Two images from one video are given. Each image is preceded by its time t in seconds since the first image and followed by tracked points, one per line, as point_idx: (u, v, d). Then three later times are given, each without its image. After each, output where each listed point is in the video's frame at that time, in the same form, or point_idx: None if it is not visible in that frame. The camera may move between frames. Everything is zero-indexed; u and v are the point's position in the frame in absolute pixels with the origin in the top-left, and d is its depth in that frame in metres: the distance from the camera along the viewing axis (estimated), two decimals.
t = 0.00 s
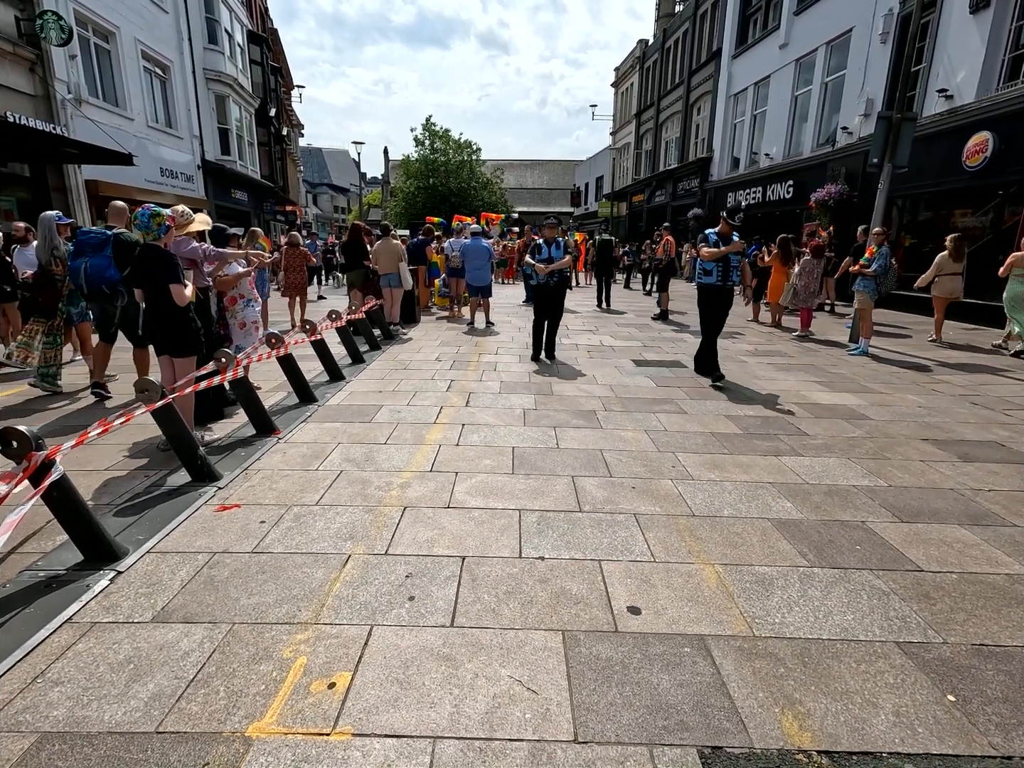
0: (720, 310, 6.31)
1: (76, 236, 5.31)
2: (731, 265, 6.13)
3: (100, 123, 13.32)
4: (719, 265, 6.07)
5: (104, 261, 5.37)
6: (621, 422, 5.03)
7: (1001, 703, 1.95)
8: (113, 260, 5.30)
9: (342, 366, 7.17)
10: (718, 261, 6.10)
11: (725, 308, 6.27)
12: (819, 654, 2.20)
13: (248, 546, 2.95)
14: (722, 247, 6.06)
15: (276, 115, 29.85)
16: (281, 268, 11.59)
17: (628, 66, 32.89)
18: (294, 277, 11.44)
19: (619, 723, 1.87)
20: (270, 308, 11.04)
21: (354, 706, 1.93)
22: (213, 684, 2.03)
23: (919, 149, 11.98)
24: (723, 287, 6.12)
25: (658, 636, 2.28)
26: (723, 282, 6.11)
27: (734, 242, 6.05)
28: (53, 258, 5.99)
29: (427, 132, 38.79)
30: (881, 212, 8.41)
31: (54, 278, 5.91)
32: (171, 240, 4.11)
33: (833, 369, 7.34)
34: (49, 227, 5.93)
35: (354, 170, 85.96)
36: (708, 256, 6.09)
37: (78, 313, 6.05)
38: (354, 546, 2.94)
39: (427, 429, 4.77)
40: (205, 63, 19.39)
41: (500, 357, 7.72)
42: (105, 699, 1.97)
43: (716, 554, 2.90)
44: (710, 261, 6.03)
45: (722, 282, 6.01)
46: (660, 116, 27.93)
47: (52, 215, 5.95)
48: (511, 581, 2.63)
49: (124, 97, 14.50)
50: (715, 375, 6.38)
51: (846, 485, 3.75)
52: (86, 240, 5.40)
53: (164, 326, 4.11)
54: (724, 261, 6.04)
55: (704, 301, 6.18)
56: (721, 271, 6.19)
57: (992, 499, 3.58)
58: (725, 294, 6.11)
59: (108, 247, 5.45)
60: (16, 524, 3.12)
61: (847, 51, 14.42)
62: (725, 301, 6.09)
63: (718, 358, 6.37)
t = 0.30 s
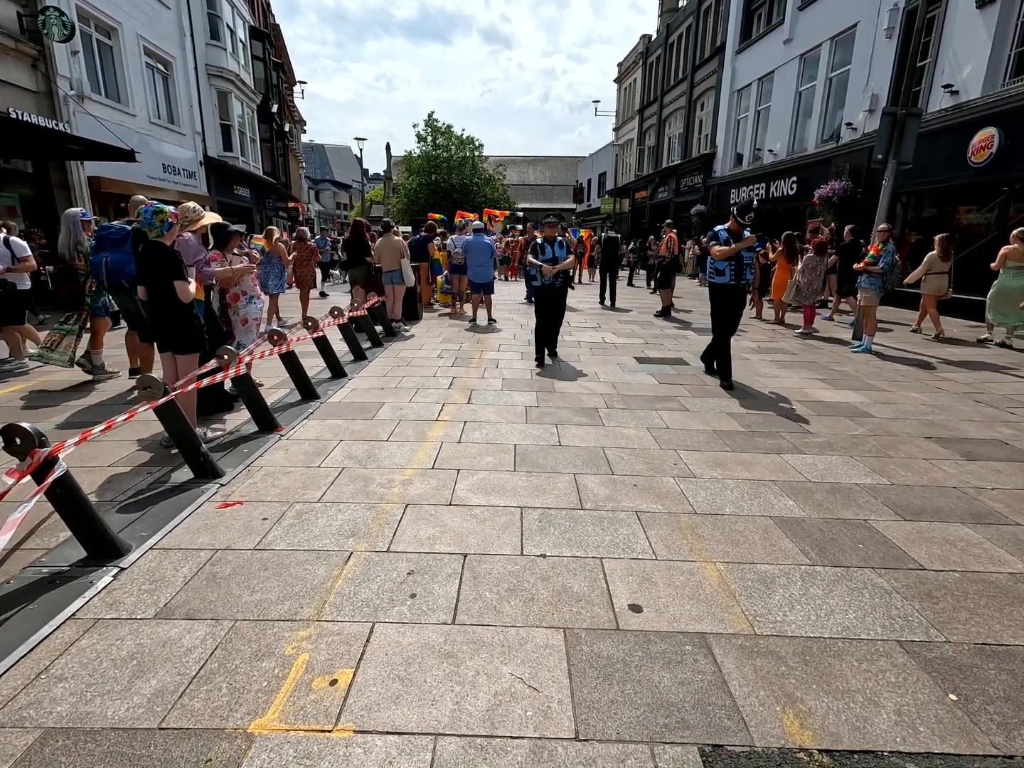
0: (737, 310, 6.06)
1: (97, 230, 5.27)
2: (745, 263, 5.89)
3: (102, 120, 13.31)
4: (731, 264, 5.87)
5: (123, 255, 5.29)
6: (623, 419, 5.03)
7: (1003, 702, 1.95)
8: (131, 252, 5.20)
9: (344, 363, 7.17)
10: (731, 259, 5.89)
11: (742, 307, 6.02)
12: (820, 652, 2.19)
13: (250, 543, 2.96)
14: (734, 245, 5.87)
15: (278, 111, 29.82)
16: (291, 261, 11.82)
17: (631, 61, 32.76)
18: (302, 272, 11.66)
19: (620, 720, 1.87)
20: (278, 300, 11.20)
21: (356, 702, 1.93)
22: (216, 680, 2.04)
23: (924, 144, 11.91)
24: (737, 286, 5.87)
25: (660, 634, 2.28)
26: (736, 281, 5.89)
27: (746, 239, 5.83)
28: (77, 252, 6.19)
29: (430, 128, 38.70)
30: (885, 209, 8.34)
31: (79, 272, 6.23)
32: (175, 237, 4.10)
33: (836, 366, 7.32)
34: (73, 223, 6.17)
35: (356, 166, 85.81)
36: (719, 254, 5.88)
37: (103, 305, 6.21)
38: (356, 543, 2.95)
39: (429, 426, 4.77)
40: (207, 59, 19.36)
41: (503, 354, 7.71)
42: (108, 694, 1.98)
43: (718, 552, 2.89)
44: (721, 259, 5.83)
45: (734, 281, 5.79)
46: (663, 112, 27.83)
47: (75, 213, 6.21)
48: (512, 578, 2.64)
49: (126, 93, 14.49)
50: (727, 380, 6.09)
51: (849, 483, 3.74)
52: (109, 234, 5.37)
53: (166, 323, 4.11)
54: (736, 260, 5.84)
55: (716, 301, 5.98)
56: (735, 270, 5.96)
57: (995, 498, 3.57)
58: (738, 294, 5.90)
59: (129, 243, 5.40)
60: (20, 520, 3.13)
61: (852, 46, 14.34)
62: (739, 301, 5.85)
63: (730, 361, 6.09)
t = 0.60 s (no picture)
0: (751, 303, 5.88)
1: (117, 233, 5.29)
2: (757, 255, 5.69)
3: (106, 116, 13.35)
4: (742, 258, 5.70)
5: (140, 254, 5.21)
6: (625, 415, 5.02)
7: (1005, 698, 1.94)
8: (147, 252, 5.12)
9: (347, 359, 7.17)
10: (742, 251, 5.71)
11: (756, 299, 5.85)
12: (821, 648, 2.19)
13: (252, 537, 2.96)
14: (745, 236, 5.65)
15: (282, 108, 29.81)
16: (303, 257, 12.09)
17: (634, 57, 32.63)
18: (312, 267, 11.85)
19: (620, 715, 1.87)
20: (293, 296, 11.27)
21: (356, 695, 1.94)
22: (217, 673, 2.05)
23: (929, 140, 11.83)
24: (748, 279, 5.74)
25: (660, 629, 2.28)
26: (748, 274, 5.74)
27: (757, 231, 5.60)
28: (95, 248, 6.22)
29: (433, 124, 38.63)
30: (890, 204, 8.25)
31: (97, 267, 6.32)
32: (177, 233, 4.10)
33: (839, 362, 7.29)
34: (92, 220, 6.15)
35: (359, 163, 85.76)
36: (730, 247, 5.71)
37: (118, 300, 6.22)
38: (357, 537, 2.96)
39: (431, 422, 4.77)
40: (210, 55, 19.34)
41: (505, 350, 7.70)
42: (111, 686, 1.99)
43: (719, 547, 2.89)
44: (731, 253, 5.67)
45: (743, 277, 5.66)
46: (667, 108, 27.73)
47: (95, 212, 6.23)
48: (513, 573, 2.63)
49: (129, 89, 14.49)
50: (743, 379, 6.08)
51: (851, 479, 3.73)
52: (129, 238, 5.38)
53: (168, 318, 4.11)
54: (747, 252, 5.65)
55: (728, 294, 5.87)
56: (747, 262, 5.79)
57: (998, 494, 3.55)
58: (750, 287, 5.74)
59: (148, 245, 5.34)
60: (24, 515, 3.14)
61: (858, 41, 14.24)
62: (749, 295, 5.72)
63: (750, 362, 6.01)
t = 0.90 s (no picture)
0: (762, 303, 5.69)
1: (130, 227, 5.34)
2: (766, 254, 5.52)
3: (108, 112, 13.34)
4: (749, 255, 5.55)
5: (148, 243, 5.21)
6: (628, 412, 5.01)
7: (1010, 694, 1.94)
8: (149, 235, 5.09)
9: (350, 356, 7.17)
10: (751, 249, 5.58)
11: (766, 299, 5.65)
12: (825, 643, 2.19)
13: (256, 533, 2.97)
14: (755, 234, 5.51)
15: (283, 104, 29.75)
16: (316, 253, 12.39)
17: (637, 53, 32.50)
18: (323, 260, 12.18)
19: (624, 710, 1.88)
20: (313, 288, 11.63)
21: (361, 690, 1.94)
22: (221, 668, 2.05)
23: (934, 135, 11.77)
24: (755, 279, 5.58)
25: (664, 624, 2.28)
26: (755, 273, 5.58)
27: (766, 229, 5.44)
28: (114, 243, 6.20)
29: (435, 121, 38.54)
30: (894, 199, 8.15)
31: (115, 262, 6.34)
32: (182, 228, 4.12)
33: (842, 359, 7.27)
34: (107, 217, 6.09)
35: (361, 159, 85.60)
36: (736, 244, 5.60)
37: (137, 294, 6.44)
38: (360, 533, 2.96)
39: (433, 418, 4.77)
40: (211, 51, 19.29)
41: (508, 347, 7.70)
42: (116, 680, 2.00)
43: (723, 543, 2.89)
44: (737, 250, 5.55)
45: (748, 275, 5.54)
46: (670, 104, 27.64)
47: (112, 207, 6.14)
48: (516, 569, 2.64)
49: (131, 85, 14.47)
50: (759, 385, 5.57)
51: (855, 475, 3.73)
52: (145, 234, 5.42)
53: (172, 313, 4.11)
54: (754, 250, 5.52)
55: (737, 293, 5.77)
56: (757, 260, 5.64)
57: (1003, 491, 3.54)
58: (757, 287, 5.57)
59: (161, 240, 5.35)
60: (29, 511, 3.15)
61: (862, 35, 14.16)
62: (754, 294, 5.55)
63: (767, 367, 5.46)
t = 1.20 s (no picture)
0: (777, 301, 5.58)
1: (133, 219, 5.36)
2: (780, 251, 5.39)
3: (109, 108, 13.32)
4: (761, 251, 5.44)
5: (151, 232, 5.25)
6: (631, 408, 5.01)
7: (1016, 690, 1.94)
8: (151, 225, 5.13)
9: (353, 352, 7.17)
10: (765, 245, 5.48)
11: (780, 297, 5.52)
12: (830, 639, 2.19)
13: (261, 528, 2.98)
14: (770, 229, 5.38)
15: (285, 100, 29.69)
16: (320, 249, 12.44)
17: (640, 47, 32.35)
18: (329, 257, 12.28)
19: (631, 705, 1.88)
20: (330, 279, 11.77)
21: (368, 684, 1.95)
22: (229, 662, 2.06)
23: (939, 130, 11.71)
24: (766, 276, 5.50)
25: (669, 620, 2.28)
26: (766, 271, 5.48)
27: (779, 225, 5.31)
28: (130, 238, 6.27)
29: (436, 116, 38.43)
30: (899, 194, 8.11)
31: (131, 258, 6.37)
32: (186, 224, 4.12)
33: (846, 355, 7.26)
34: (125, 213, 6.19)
35: (362, 155, 85.39)
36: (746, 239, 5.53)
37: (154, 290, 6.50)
38: (365, 529, 2.97)
39: (437, 414, 4.78)
40: (213, 46, 19.23)
41: (511, 343, 7.69)
42: (124, 674, 2.01)
43: (728, 539, 2.89)
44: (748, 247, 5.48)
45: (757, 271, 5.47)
46: (673, 99, 27.51)
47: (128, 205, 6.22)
48: (521, 565, 2.64)
49: (133, 80, 14.45)
50: (760, 384, 5.57)
51: (859, 472, 3.72)
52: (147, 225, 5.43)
53: (176, 309, 4.12)
54: (767, 247, 5.37)
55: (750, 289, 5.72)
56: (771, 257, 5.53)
57: (1008, 487, 3.54)
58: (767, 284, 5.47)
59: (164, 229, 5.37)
60: (35, 506, 3.16)
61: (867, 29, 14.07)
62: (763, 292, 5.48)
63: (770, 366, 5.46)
